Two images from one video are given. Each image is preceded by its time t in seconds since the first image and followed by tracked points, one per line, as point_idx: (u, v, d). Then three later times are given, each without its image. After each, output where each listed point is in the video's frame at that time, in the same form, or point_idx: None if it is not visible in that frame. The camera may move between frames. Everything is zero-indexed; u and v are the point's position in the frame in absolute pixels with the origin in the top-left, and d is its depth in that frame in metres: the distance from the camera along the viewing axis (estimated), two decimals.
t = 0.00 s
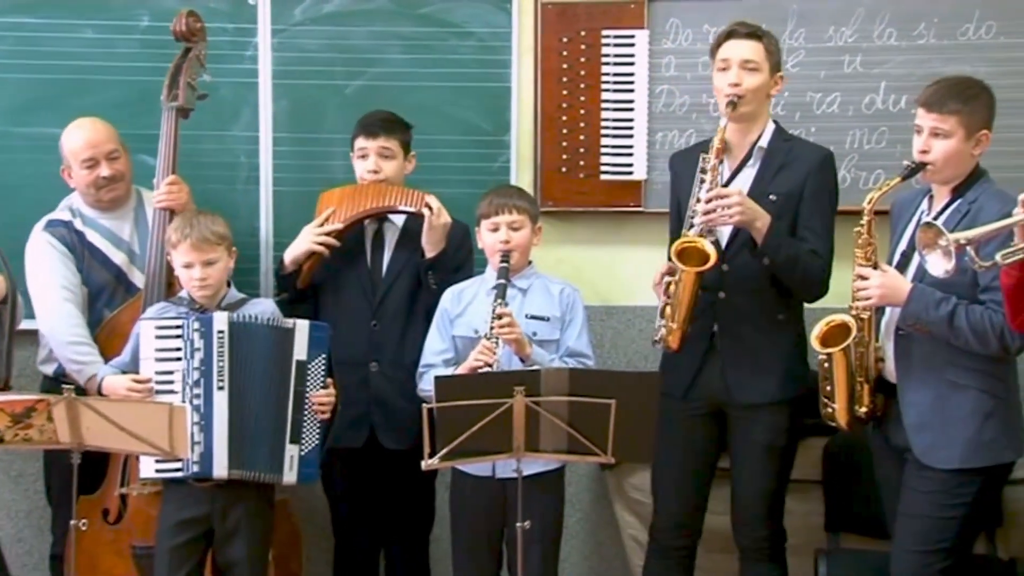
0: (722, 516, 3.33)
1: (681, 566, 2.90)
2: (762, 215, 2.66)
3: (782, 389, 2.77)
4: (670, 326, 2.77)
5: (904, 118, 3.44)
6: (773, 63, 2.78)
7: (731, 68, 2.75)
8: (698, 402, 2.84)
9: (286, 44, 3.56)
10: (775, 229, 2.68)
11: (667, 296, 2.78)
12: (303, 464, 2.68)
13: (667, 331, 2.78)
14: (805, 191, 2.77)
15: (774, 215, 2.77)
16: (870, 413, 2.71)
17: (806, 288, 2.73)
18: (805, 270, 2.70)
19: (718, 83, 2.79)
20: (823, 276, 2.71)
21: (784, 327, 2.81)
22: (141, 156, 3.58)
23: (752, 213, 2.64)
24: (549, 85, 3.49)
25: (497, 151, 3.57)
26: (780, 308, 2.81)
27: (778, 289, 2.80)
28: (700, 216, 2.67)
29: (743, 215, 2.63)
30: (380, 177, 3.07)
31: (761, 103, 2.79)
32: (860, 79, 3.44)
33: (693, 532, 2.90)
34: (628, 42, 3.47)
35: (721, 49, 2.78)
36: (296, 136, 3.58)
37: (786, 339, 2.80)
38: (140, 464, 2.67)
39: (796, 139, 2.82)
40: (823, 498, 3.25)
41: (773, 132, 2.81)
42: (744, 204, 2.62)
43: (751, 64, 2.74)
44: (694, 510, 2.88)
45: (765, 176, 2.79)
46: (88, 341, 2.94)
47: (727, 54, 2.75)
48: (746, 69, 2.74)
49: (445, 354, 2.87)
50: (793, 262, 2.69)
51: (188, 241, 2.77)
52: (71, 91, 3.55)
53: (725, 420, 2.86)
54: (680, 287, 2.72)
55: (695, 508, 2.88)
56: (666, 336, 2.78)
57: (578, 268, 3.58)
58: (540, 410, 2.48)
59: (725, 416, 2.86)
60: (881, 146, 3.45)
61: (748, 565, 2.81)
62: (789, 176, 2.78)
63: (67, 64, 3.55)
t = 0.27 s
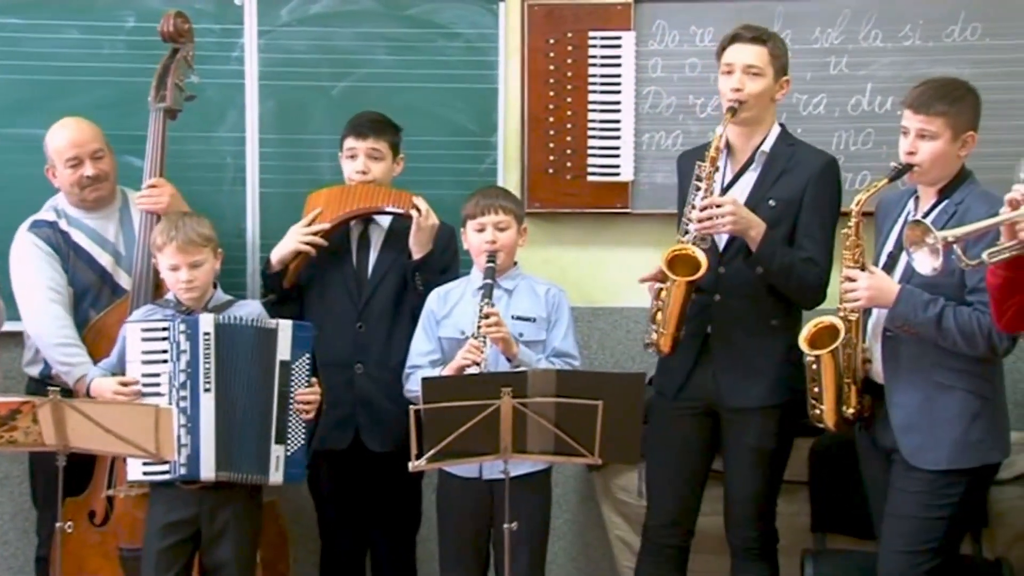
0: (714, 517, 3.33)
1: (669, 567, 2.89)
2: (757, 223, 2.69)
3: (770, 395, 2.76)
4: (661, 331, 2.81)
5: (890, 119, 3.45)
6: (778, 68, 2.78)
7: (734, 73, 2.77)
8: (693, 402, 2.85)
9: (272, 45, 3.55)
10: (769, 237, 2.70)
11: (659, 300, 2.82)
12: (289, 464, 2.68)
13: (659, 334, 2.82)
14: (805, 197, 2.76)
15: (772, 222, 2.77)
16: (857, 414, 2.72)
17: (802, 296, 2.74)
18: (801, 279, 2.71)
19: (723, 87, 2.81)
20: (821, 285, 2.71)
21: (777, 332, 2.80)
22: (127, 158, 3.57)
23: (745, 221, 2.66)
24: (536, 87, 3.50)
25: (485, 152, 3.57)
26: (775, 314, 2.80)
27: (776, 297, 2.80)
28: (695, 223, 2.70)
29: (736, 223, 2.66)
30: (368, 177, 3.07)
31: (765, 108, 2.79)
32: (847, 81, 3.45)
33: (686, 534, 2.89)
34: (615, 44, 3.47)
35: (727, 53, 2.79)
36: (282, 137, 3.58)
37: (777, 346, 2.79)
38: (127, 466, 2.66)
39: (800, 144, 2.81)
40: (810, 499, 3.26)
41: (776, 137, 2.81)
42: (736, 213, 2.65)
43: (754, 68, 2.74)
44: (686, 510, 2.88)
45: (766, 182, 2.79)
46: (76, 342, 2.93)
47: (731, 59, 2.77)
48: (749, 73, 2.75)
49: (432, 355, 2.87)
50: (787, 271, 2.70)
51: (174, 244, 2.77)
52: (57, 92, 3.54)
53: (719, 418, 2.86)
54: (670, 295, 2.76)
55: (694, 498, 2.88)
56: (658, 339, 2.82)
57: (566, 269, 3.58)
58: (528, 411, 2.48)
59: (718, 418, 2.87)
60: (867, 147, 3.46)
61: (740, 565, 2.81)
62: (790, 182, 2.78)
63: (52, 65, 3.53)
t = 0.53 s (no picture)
0: (697, 517, 3.33)
1: (652, 567, 2.90)
2: (753, 226, 2.67)
3: (760, 396, 2.76)
4: (652, 332, 2.79)
5: (873, 120, 3.46)
6: (773, 71, 2.78)
7: (730, 74, 2.76)
8: (679, 404, 2.85)
9: (255, 46, 3.55)
10: (765, 242, 2.69)
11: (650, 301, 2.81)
12: (273, 461, 2.67)
13: (650, 335, 2.79)
14: (797, 199, 2.77)
15: (764, 224, 2.77)
16: (841, 415, 2.71)
17: (792, 297, 2.74)
18: (793, 282, 2.72)
19: (717, 89, 2.79)
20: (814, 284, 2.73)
21: (767, 333, 2.80)
22: (110, 159, 3.57)
23: (742, 224, 2.65)
24: (520, 87, 3.49)
25: (469, 153, 3.57)
26: (763, 316, 2.80)
27: (763, 298, 2.80)
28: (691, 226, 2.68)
29: (732, 226, 2.64)
30: (354, 180, 3.07)
31: (759, 111, 2.79)
32: (830, 82, 3.45)
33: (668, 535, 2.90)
34: (599, 45, 3.47)
35: (722, 54, 2.79)
36: (266, 138, 3.57)
37: (765, 351, 2.79)
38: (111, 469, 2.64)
39: (792, 147, 2.82)
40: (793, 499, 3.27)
41: (769, 140, 2.82)
42: (733, 216, 2.64)
43: (751, 70, 2.74)
44: (668, 511, 2.88)
45: (759, 183, 2.79)
46: (57, 344, 2.93)
47: (728, 60, 2.76)
48: (747, 75, 2.75)
49: (415, 358, 2.87)
50: (780, 274, 2.70)
51: (155, 243, 2.75)
52: (39, 92, 3.53)
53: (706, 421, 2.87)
54: (663, 295, 2.75)
55: (676, 505, 2.89)
56: (649, 340, 2.80)
57: (550, 270, 3.59)
58: (512, 412, 2.47)
59: (706, 419, 2.87)
60: (850, 148, 3.47)
61: (726, 564, 2.82)
62: (781, 184, 2.78)
63: (34, 66, 3.52)
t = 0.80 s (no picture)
0: (677, 517, 3.34)
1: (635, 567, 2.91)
2: (741, 225, 2.70)
3: (740, 394, 2.80)
4: (645, 333, 2.76)
5: (855, 121, 3.46)
6: (746, 71, 2.80)
7: (709, 74, 2.76)
8: (655, 405, 2.84)
9: (238, 46, 3.54)
10: (751, 242, 2.72)
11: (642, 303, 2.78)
12: (252, 463, 2.65)
13: (644, 338, 2.76)
14: (773, 197, 2.80)
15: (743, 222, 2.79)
16: (824, 415, 2.71)
17: (772, 295, 2.78)
18: (775, 279, 2.75)
19: (694, 89, 2.79)
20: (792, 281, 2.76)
21: (745, 332, 2.83)
22: (92, 159, 3.56)
23: (732, 224, 2.67)
24: (503, 88, 3.49)
25: (452, 153, 3.57)
26: (742, 315, 2.83)
27: (742, 298, 2.83)
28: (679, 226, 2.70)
29: (723, 225, 2.66)
30: (339, 181, 3.07)
31: (733, 111, 2.81)
32: (812, 83, 3.46)
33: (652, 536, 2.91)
34: (582, 45, 3.47)
35: (698, 54, 2.79)
36: (249, 138, 3.56)
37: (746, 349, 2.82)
38: (93, 470, 2.64)
39: (762, 148, 2.86)
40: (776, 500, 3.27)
41: (741, 140, 2.84)
42: (726, 215, 2.66)
43: (729, 70, 2.75)
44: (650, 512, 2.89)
45: (736, 181, 2.81)
46: (37, 340, 2.91)
47: (705, 60, 2.76)
48: (725, 75, 2.75)
49: (398, 355, 2.87)
50: (764, 273, 2.73)
51: (135, 245, 2.75)
52: (20, 92, 3.52)
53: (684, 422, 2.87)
54: (659, 294, 2.73)
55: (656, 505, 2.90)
56: (642, 342, 2.77)
57: (534, 271, 3.59)
58: (495, 413, 2.47)
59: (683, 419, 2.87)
60: (833, 148, 3.48)
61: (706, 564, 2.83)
62: (758, 183, 2.81)
63: (16, 66, 3.51)
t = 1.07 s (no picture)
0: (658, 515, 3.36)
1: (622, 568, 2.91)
2: (720, 228, 2.73)
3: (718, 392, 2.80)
4: (635, 338, 2.76)
5: (841, 122, 3.47)
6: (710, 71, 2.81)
7: (677, 75, 2.76)
8: (629, 410, 2.84)
9: (224, 47, 3.53)
10: (728, 242, 2.75)
11: (631, 307, 2.76)
12: (237, 460, 2.64)
13: (631, 342, 2.77)
14: (740, 199, 2.84)
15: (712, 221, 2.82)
16: (810, 416, 2.72)
17: (744, 294, 2.81)
18: (748, 280, 2.79)
19: (661, 90, 2.79)
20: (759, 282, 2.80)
21: (718, 329, 2.85)
22: (78, 160, 3.55)
23: (714, 227, 2.70)
24: (490, 88, 3.50)
25: (439, 154, 3.57)
26: (713, 313, 2.85)
27: (713, 296, 2.85)
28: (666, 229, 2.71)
29: (707, 228, 2.69)
30: (330, 182, 3.06)
31: (698, 111, 2.81)
32: (799, 84, 3.47)
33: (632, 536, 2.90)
34: (569, 46, 3.48)
35: (663, 55, 2.78)
36: (235, 138, 3.56)
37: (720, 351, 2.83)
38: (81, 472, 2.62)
39: (726, 148, 2.89)
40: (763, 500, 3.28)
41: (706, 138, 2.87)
42: (710, 218, 2.68)
43: (696, 70, 2.75)
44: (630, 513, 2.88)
45: (705, 180, 2.83)
46: (24, 340, 2.89)
47: (673, 61, 2.75)
48: (692, 75, 2.76)
49: (386, 353, 2.87)
50: (741, 272, 2.76)
51: (119, 245, 2.73)
52: (6, 93, 3.51)
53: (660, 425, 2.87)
54: (650, 297, 2.73)
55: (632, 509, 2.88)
56: (630, 346, 2.77)
57: (521, 272, 3.59)
58: (482, 414, 2.48)
59: (660, 421, 2.86)
60: (819, 149, 3.49)
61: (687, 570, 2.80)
62: (727, 182, 2.84)
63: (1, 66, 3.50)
